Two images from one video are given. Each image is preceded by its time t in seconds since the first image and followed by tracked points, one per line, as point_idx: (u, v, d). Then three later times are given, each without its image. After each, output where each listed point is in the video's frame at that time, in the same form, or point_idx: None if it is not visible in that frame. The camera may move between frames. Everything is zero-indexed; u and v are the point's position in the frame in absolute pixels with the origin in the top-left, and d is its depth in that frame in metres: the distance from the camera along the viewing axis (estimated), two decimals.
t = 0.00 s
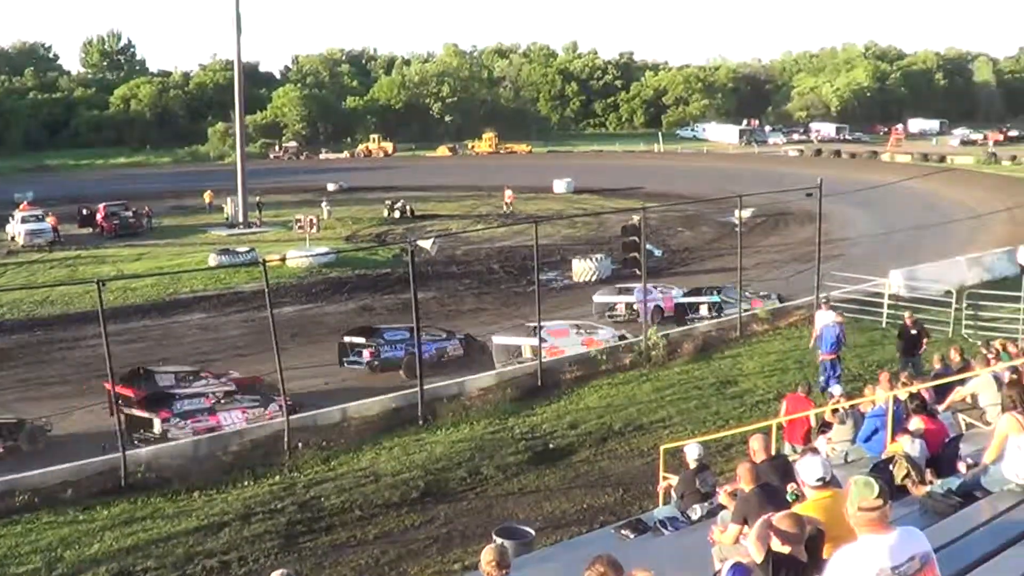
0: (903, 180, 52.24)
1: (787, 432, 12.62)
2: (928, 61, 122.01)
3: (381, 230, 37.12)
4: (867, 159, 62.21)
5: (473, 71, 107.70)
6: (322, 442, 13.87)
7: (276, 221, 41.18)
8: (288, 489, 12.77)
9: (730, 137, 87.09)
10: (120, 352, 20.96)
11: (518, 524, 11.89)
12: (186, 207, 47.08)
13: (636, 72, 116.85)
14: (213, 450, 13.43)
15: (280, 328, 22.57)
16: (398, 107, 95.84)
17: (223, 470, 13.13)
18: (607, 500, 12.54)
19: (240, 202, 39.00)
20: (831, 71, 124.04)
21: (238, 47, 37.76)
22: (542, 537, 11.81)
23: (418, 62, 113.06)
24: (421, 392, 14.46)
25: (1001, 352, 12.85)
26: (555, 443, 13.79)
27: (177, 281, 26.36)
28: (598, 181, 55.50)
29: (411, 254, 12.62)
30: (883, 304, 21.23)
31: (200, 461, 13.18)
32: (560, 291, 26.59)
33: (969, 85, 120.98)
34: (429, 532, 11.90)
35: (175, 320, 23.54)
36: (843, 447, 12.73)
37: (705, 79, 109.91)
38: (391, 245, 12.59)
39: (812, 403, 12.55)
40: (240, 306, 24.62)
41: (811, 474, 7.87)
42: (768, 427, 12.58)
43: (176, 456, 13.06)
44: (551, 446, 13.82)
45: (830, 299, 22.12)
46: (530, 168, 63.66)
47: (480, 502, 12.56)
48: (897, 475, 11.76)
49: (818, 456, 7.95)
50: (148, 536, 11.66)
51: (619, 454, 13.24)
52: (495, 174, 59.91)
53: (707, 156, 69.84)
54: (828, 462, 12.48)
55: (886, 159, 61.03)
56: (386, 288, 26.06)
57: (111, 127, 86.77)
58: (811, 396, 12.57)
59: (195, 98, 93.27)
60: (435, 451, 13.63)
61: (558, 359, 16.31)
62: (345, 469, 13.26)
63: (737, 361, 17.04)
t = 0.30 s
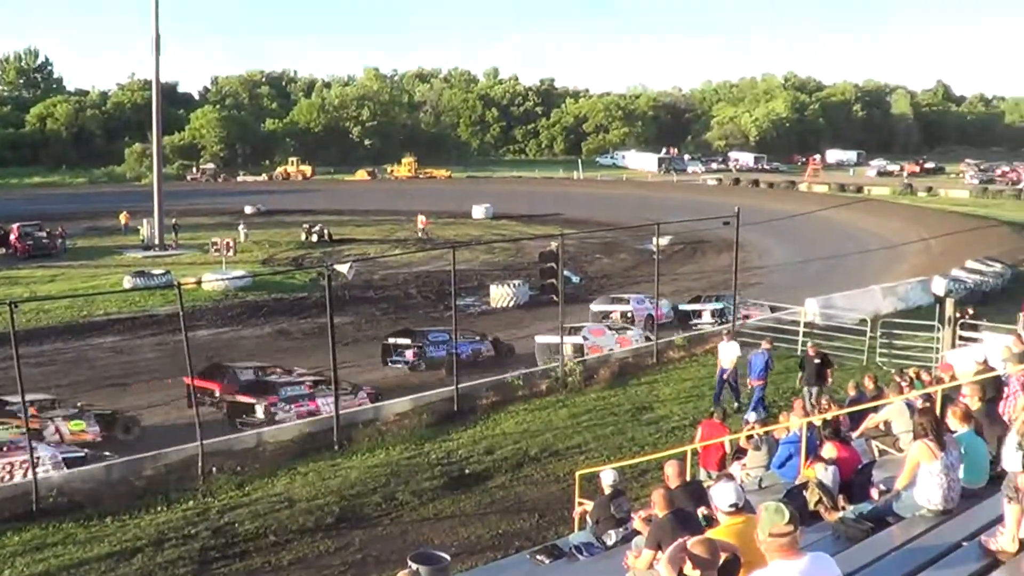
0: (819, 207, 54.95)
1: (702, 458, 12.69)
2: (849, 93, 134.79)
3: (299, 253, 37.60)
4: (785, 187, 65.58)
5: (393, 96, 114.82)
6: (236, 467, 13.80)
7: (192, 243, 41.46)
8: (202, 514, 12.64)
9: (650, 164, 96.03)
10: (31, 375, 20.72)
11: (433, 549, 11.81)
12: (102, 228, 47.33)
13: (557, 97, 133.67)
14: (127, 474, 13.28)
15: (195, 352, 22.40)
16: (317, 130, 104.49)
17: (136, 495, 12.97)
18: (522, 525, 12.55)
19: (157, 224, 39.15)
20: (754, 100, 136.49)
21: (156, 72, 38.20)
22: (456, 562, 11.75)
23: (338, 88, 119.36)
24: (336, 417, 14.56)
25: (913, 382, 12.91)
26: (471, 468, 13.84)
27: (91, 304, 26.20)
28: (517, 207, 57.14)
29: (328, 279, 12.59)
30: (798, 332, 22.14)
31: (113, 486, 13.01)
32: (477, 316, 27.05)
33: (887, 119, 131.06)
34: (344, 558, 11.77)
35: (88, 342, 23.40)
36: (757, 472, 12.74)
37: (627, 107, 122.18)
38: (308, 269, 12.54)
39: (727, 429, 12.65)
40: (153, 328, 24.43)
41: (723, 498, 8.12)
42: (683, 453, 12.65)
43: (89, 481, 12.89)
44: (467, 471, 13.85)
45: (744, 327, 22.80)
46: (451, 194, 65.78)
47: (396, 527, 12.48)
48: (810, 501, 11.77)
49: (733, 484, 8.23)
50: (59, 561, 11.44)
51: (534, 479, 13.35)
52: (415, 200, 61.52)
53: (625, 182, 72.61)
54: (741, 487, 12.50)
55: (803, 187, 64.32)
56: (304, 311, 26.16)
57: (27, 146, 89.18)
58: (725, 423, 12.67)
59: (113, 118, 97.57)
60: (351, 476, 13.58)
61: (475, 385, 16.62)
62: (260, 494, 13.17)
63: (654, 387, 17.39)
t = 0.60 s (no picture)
0: (742, 222, 56.97)
1: (624, 472, 12.64)
2: (766, 107, 142.71)
3: (219, 271, 37.75)
4: (704, 201, 67.95)
5: (311, 114, 119.41)
6: (157, 487, 13.81)
7: (111, 262, 41.35)
8: (123, 535, 12.56)
9: (570, 179, 98.95)
10: None
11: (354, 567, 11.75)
12: (17, 248, 47.10)
13: (474, 112, 142.68)
14: (45, 496, 13.07)
15: (114, 371, 22.02)
16: (235, 147, 108.45)
17: (55, 517, 12.88)
18: (445, 541, 12.56)
19: (74, 243, 38.91)
20: (670, 116, 142.93)
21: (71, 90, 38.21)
22: None
23: (256, 106, 123.27)
24: (257, 435, 14.67)
25: (834, 394, 13.32)
26: (393, 484, 13.97)
27: (6, 324, 25.79)
28: (439, 224, 58.14)
29: (248, 296, 12.65)
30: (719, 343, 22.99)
31: (31, 508, 12.80)
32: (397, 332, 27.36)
33: (802, 130, 140.84)
34: None
35: (4, 362, 23.02)
36: (679, 484, 12.76)
37: (545, 122, 129.60)
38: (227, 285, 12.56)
39: (649, 442, 12.79)
40: (73, 349, 23.95)
41: (646, 512, 7.78)
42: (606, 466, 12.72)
43: (6, 503, 12.62)
44: (389, 487, 13.97)
45: (663, 341, 23.34)
46: (370, 212, 66.87)
47: (318, 545, 12.45)
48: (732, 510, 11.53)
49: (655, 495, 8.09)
50: None
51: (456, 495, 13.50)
52: (338, 217, 62.34)
53: (545, 198, 74.66)
54: (663, 500, 12.49)
55: (722, 201, 66.71)
56: (224, 329, 26.15)
57: None
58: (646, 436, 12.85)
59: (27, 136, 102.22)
60: (272, 494, 13.60)
61: (397, 402, 17.06)
62: (182, 513, 13.15)
63: (574, 401, 18.46)
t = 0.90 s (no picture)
0: (696, 230, 57.61)
1: (577, 480, 12.71)
2: (715, 115, 144.55)
3: (169, 281, 37.68)
4: (655, 210, 68.65)
5: (261, 122, 120.12)
6: (108, 498, 13.88)
7: (60, 273, 41.06)
8: (75, 545, 12.49)
9: (520, 187, 99.08)
10: None
11: None
12: None
13: (425, 120, 143.85)
14: None
15: (64, 382, 21.72)
16: (185, 157, 108.44)
17: (6, 529, 12.80)
18: (397, 550, 12.58)
19: (23, 254, 38.66)
20: (621, 125, 144.39)
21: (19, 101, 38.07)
22: None
23: (207, 114, 123.77)
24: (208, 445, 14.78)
25: (785, 400, 13.52)
26: (343, 495, 14.05)
27: None
28: (394, 234, 58.36)
29: (198, 306, 12.85)
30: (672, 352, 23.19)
31: None
32: (347, 341, 27.51)
33: (752, 138, 142.75)
34: None
35: None
36: (630, 493, 12.72)
37: (495, 131, 131.14)
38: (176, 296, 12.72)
39: (600, 449, 12.76)
40: (24, 359, 23.58)
41: (597, 521, 8.04)
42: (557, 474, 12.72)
43: None
44: (340, 497, 14.07)
45: (614, 349, 23.41)
46: (319, 221, 66.87)
47: (271, 554, 12.41)
48: (685, 520, 11.25)
49: (608, 504, 8.17)
50: None
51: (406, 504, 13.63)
52: (290, 228, 62.41)
53: (496, 207, 75.22)
54: (616, 508, 12.43)
55: (675, 210, 67.43)
56: (173, 340, 26.02)
57: None
58: (599, 442, 12.79)
59: None
60: (225, 504, 13.65)
61: (348, 412, 17.35)
62: (134, 524, 13.14)
63: (525, 410, 18.81)
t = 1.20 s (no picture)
0: (692, 234, 57.67)
1: (573, 485, 12.76)
2: (711, 119, 144.54)
3: (164, 286, 37.69)
4: (650, 215, 68.74)
5: (257, 126, 120.14)
6: (105, 502, 13.92)
7: (57, 278, 41.15)
8: (72, 551, 12.52)
9: (515, 192, 98.74)
10: None
11: None
12: None
13: (421, 125, 143.91)
14: None
15: (60, 387, 21.70)
16: (181, 161, 108.55)
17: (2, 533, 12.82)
18: (394, 554, 12.61)
19: (19, 258, 38.66)
20: (616, 129, 144.41)
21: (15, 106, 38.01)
22: None
23: (203, 119, 123.83)
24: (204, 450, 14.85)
25: (781, 405, 13.60)
26: (341, 500, 14.07)
27: None
28: (389, 238, 58.42)
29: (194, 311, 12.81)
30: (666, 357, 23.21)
31: None
32: (343, 346, 27.51)
33: (748, 143, 142.88)
34: None
35: None
36: (627, 497, 12.68)
37: (490, 136, 131.22)
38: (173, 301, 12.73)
39: (595, 454, 12.84)
40: (19, 364, 23.57)
41: (595, 525, 8.02)
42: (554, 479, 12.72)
43: None
44: (337, 501, 14.11)
45: (610, 353, 23.39)
46: (314, 226, 66.96)
47: (268, 559, 12.45)
48: (681, 523, 11.21)
49: (603, 510, 8.25)
50: None
51: (403, 509, 13.68)
52: (285, 232, 62.41)
53: (492, 212, 75.26)
54: (613, 512, 12.40)
55: (671, 214, 67.56)
56: (170, 344, 26.05)
57: None
58: (594, 447, 12.89)
59: None
60: (222, 508, 13.70)
61: (344, 416, 17.38)
62: (131, 529, 13.17)
63: (522, 414, 18.87)
